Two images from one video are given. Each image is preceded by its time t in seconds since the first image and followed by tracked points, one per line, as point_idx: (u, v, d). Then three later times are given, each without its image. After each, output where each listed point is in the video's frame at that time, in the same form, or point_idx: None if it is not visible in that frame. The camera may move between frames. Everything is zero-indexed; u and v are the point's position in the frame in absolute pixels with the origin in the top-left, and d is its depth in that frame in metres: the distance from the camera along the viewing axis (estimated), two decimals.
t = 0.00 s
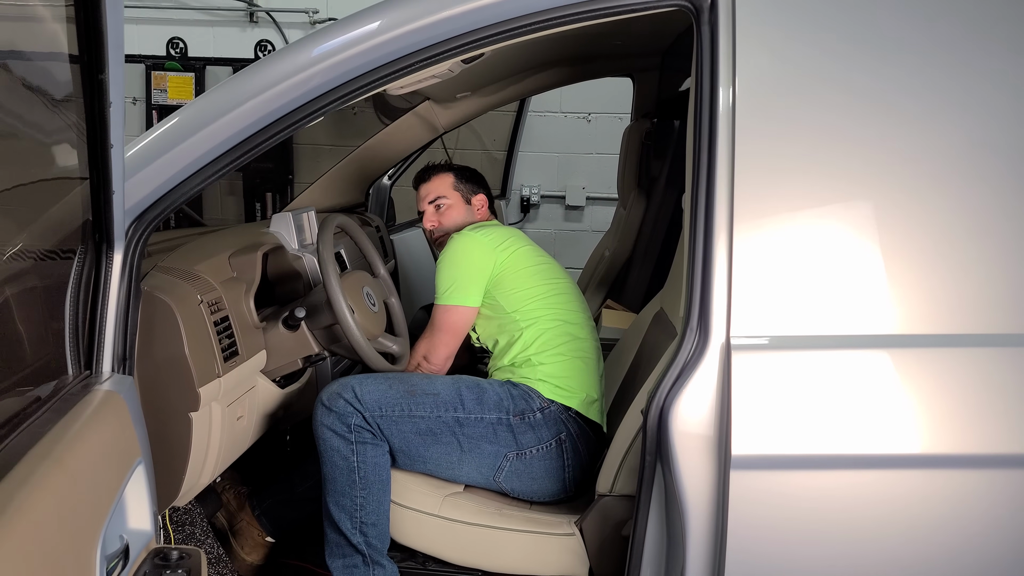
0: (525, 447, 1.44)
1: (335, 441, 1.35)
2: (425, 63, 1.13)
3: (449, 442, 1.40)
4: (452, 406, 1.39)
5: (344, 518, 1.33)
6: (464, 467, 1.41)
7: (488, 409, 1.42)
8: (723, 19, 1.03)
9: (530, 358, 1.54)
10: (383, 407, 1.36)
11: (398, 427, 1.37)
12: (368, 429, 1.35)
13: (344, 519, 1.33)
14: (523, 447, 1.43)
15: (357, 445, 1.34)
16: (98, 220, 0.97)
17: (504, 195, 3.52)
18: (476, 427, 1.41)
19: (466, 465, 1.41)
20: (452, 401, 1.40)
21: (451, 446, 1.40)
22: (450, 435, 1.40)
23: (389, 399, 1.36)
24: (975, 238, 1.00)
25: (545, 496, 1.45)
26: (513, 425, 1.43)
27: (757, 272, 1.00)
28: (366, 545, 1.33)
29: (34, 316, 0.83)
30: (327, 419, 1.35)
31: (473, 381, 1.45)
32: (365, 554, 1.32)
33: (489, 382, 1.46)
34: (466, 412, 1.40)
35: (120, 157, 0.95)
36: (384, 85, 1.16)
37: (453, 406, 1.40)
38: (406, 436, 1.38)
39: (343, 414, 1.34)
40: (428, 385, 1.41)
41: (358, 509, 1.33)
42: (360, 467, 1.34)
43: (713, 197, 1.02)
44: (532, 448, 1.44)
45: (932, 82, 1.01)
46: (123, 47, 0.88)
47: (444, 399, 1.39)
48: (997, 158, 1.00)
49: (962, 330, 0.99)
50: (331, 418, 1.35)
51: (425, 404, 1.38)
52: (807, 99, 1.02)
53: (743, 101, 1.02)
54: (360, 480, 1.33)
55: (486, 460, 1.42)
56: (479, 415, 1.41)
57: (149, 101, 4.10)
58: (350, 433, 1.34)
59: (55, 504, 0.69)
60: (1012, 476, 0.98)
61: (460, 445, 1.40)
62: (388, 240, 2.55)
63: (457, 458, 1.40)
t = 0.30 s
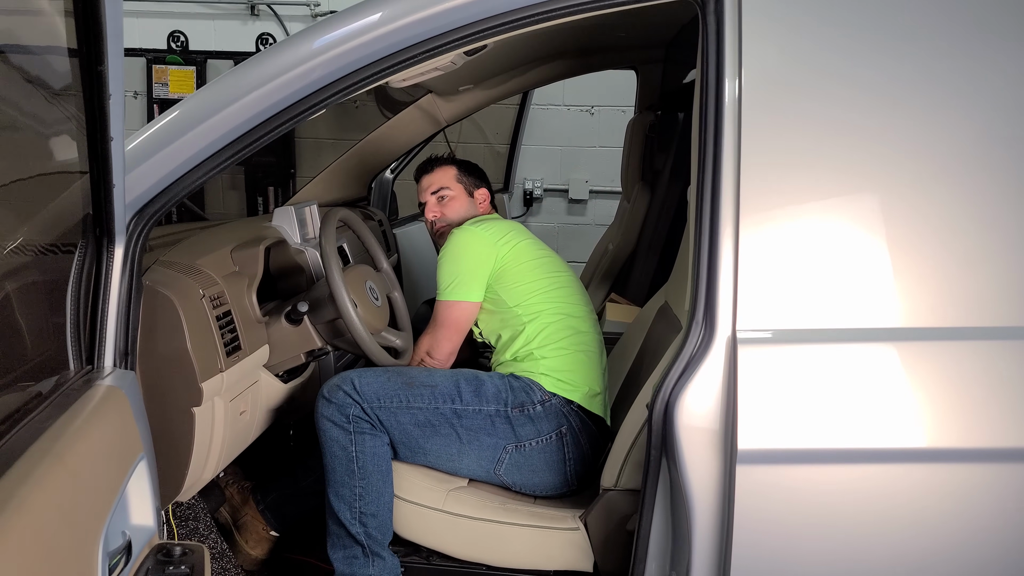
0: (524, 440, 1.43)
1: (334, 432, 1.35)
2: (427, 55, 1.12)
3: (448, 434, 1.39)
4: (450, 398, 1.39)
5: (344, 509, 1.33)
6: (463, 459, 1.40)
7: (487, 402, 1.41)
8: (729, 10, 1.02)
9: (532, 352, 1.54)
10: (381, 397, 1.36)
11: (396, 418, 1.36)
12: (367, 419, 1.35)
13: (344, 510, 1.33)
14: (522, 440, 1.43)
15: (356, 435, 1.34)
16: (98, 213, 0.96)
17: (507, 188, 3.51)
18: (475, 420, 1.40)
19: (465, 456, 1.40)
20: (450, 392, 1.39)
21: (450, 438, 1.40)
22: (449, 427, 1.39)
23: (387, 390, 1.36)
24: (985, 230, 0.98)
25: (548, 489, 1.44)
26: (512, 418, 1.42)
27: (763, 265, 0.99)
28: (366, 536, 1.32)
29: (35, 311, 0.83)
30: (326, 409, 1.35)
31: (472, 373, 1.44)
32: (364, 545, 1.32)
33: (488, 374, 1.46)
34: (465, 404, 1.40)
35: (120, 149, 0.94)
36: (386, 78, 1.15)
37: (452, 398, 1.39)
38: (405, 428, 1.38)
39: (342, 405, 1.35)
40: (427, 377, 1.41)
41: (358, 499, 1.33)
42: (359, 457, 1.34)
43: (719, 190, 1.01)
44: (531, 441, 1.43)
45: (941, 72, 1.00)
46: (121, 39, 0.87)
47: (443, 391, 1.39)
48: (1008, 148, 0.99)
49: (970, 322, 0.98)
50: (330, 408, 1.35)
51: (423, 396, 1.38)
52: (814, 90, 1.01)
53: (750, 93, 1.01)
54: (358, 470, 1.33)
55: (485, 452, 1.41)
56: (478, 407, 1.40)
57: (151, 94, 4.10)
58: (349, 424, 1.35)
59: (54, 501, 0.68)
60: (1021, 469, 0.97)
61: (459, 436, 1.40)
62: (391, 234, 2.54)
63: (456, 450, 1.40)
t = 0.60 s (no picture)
0: (528, 438, 1.42)
1: (337, 430, 1.34)
2: (429, 51, 1.11)
3: (451, 433, 1.39)
4: (453, 396, 1.38)
5: (347, 507, 1.32)
6: (467, 458, 1.39)
7: (490, 400, 1.40)
8: (734, 5, 1.01)
9: (535, 350, 1.53)
10: (384, 396, 1.35)
11: (399, 417, 1.36)
12: (369, 418, 1.35)
13: (347, 508, 1.32)
14: (525, 438, 1.42)
15: (359, 434, 1.34)
16: (98, 211, 0.95)
17: (509, 185, 3.50)
18: (477, 418, 1.39)
19: (469, 455, 1.40)
20: (453, 391, 1.39)
21: (453, 437, 1.39)
22: (452, 426, 1.39)
23: (390, 389, 1.36)
24: (995, 226, 0.97)
25: (552, 489, 1.43)
26: (515, 416, 1.42)
27: (769, 262, 0.98)
28: (369, 534, 1.31)
29: (36, 309, 0.82)
30: (329, 408, 1.35)
31: (475, 372, 1.44)
32: (367, 543, 1.32)
33: (491, 372, 1.45)
34: (468, 403, 1.39)
35: (121, 147, 0.94)
36: (388, 74, 1.14)
37: (454, 396, 1.38)
38: (408, 426, 1.37)
39: (346, 403, 1.34)
40: (430, 375, 1.40)
41: (361, 498, 1.32)
42: (362, 456, 1.33)
43: (724, 186, 1.00)
44: (534, 440, 1.42)
45: (950, 67, 0.99)
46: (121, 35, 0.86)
47: (445, 389, 1.38)
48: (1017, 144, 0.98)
49: (979, 319, 0.97)
50: (333, 407, 1.34)
51: (425, 395, 1.37)
52: (820, 85, 0.99)
53: (755, 89, 1.00)
54: (361, 468, 1.33)
55: (489, 451, 1.41)
56: (481, 406, 1.40)
57: (152, 92, 4.09)
58: (352, 422, 1.34)
59: (54, 502, 0.68)
60: None
61: (463, 435, 1.39)
62: (393, 232, 2.53)
63: (459, 449, 1.39)
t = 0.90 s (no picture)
0: (526, 435, 1.41)
1: (335, 427, 1.33)
2: (426, 43, 1.10)
3: (449, 429, 1.38)
4: (451, 393, 1.38)
5: (343, 504, 1.31)
6: (465, 454, 1.39)
7: (488, 397, 1.39)
8: None
9: (535, 346, 1.52)
10: (382, 392, 1.34)
11: (397, 413, 1.35)
12: (367, 414, 1.33)
13: (344, 505, 1.31)
14: (524, 435, 1.41)
15: (356, 430, 1.32)
16: (88, 207, 0.94)
17: (509, 181, 3.49)
18: (475, 414, 1.39)
19: (467, 451, 1.39)
20: (451, 387, 1.38)
21: (451, 433, 1.38)
22: (450, 422, 1.38)
23: (387, 384, 1.35)
24: (996, 219, 0.96)
25: (550, 486, 1.42)
26: (514, 412, 1.41)
27: (767, 257, 0.97)
28: (366, 532, 1.30)
29: (26, 306, 0.82)
30: (326, 404, 1.33)
31: (473, 368, 1.43)
32: (364, 541, 1.30)
33: (489, 368, 1.44)
34: (466, 399, 1.38)
35: (111, 143, 0.93)
36: (385, 68, 1.13)
37: (452, 393, 1.38)
38: (406, 423, 1.36)
39: (343, 399, 1.33)
40: (427, 371, 1.39)
41: (358, 495, 1.31)
42: (359, 453, 1.32)
43: (721, 180, 0.99)
44: (532, 436, 1.42)
45: (950, 56, 0.97)
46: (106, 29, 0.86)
47: (443, 385, 1.38)
48: (1018, 136, 0.97)
49: (981, 312, 0.96)
50: (330, 403, 1.33)
51: (423, 391, 1.36)
52: (818, 77, 0.98)
53: (752, 82, 0.98)
54: (358, 465, 1.32)
55: (487, 448, 1.40)
56: (479, 402, 1.39)
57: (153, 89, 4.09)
58: (349, 419, 1.32)
59: (42, 501, 0.67)
60: None
61: (460, 432, 1.39)
62: (392, 228, 2.51)
63: (457, 445, 1.39)
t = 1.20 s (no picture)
0: (516, 434, 1.41)
1: (324, 427, 1.32)
2: (412, 42, 1.10)
3: (439, 428, 1.38)
4: (441, 392, 1.37)
5: (333, 504, 1.31)
6: (455, 453, 1.39)
7: (478, 396, 1.39)
8: None
9: (526, 345, 1.51)
10: (371, 392, 1.34)
11: (387, 413, 1.35)
12: (356, 414, 1.33)
13: (333, 505, 1.31)
14: (514, 434, 1.41)
15: (345, 430, 1.32)
16: (73, 207, 0.94)
17: (506, 180, 3.48)
18: (465, 413, 1.39)
19: (457, 450, 1.39)
20: (440, 386, 1.38)
21: (440, 433, 1.38)
22: (440, 422, 1.38)
23: (377, 384, 1.35)
24: (986, 218, 0.96)
25: (540, 485, 1.42)
26: (504, 412, 1.40)
27: (754, 256, 0.97)
28: (355, 532, 1.30)
29: (8, 305, 0.82)
30: (315, 404, 1.33)
31: (463, 367, 1.43)
32: (354, 542, 1.30)
33: (479, 368, 1.44)
34: (455, 399, 1.38)
35: (92, 141, 0.92)
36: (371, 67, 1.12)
37: (441, 392, 1.37)
38: (395, 422, 1.36)
39: (332, 399, 1.32)
40: (417, 370, 1.39)
41: (347, 495, 1.30)
42: (348, 452, 1.32)
43: (707, 179, 0.98)
44: (522, 436, 1.41)
45: (937, 55, 0.97)
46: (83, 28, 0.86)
47: (432, 384, 1.37)
48: (1009, 134, 0.96)
49: (971, 311, 0.95)
50: (319, 403, 1.33)
51: (413, 390, 1.36)
52: (805, 76, 0.98)
53: (739, 80, 0.98)
54: (347, 465, 1.31)
55: (477, 447, 1.40)
56: (469, 402, 1.39)
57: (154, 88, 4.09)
58: (338, 419, 1.32)
59: (12, 503, 0.67)
60: None
61: (450, 431, 1.38)
62: (387, 227, 2.51)
63: (447, 444, 1.39)
